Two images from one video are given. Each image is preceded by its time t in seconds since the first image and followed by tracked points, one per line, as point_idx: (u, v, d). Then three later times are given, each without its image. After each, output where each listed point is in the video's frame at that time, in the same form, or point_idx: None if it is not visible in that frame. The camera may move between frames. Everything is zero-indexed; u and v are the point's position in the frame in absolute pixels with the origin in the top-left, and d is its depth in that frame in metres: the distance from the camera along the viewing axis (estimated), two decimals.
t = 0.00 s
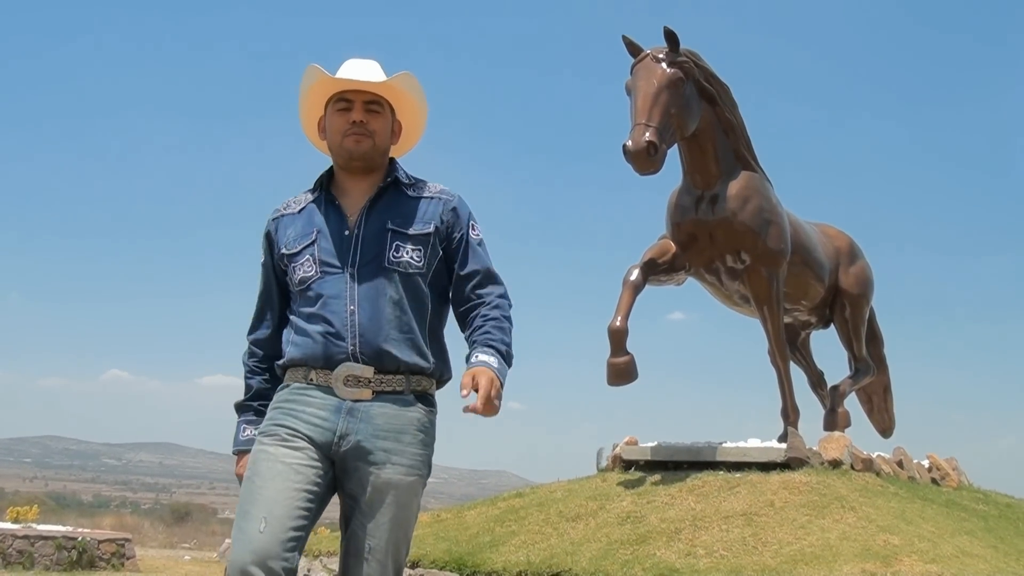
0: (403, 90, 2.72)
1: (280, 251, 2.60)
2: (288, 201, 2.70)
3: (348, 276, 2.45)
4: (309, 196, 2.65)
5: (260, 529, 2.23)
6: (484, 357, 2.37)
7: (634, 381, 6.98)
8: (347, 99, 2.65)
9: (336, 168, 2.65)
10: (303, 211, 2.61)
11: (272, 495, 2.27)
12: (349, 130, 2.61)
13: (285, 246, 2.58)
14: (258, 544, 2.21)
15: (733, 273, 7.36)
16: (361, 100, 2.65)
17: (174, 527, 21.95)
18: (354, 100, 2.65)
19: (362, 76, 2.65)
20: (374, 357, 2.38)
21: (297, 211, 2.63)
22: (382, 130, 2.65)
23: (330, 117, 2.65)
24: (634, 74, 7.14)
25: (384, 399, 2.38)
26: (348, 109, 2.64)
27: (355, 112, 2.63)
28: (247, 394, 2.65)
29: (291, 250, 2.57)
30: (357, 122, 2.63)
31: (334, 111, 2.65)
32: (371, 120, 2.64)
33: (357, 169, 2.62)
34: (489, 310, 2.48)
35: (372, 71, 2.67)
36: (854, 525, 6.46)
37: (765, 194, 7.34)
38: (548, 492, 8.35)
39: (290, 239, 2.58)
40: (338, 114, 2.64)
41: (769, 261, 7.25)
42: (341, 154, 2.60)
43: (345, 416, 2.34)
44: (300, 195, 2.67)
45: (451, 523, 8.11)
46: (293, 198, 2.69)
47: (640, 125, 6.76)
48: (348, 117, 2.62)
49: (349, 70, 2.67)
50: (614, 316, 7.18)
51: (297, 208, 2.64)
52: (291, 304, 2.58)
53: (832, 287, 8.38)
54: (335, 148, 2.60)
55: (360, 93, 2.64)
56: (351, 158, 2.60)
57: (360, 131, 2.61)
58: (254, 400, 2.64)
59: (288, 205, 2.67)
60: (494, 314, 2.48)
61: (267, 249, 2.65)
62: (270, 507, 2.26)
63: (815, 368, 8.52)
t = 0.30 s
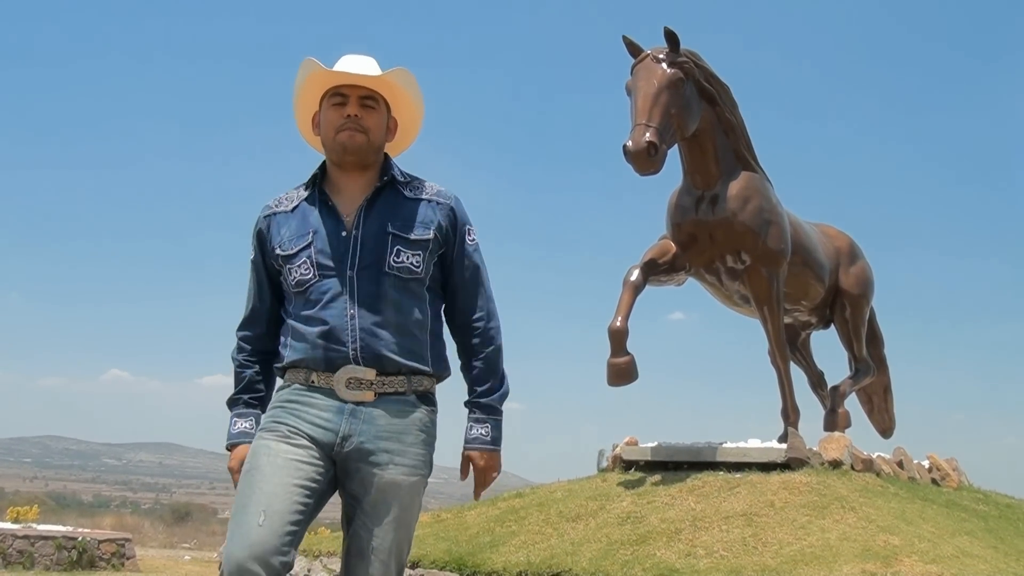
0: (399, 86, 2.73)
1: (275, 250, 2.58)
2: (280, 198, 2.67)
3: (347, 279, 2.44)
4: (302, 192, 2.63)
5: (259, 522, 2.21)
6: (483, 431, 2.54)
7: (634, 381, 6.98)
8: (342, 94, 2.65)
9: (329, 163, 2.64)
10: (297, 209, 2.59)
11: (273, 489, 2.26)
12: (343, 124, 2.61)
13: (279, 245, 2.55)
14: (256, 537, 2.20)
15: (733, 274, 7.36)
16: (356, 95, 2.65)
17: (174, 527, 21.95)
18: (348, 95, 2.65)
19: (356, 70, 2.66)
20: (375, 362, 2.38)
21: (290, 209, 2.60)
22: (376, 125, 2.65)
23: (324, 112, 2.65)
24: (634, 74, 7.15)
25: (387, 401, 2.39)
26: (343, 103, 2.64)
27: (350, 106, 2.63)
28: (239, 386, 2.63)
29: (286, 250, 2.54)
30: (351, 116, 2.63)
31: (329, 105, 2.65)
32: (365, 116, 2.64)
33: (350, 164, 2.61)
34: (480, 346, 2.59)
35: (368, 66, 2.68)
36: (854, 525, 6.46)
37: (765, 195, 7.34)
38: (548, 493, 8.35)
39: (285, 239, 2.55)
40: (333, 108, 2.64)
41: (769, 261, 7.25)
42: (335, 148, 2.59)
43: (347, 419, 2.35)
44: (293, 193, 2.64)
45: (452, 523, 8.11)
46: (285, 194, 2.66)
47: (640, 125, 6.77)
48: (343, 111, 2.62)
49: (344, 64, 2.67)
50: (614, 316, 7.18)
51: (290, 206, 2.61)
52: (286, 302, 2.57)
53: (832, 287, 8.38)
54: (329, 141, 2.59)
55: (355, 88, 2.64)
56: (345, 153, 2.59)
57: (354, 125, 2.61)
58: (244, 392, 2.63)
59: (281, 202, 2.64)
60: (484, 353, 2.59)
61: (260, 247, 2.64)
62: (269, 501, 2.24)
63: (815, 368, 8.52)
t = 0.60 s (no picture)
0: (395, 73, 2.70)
1: (266, 235, 2.47)
2: (268, 181, 2.56)
3: (352, 272, 2.41)
4: (297, 176, 2.56)
5: (261, 549, 2.22)
6: (480, 427, 2.56)
7: (634, 380, 6.98)
8: (337, 82, 2.62)
9: (323, 152, 2.60)
10: (293, 195, 2.50)
11: (271, 512, 2.25)
12: (338, 114, 2.58)
13: (276, 230, 2.45)
14: (260, 568, 2.22)
15: (733, 273, 7.36)
16: (352, 83, 2.61)
17: (174, 527, 21.96)
18: (343, 83, 2.62)
19: (349, 58, 2.62)
20: (377, 358, 2.39)
21: (285, 194, 2.51)
22: (372, 114, 2.62)
23: (319, 100, 2.62)
24: (633, 74, 7.14)
25: (382, 401, 2.39)
26: (339, 92, 2.61)
27: (346, 95, 2.60)
28: (215, 384, 2.48)
29: (282, 236, 2.45)
30: (347, 105, 2.60)
31: (324, 94, 2.62)
32: (361, 104, 2.60)
33: (347, 154, 2.58)
34: (469, 341, 2.63)
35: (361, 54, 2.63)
36: (855, 525, 6.46)
37: (764, 194, 7.34)
38: (549, 492, 8.35)
39: (281, 226, 2.46)
40: (328, 97, 2.61)
41: (769, 260, 7.26)
42: (331, 136, 2.56)
43: (347, 420, 2.34)
44: (284, 177, 2.56)
45: (452, 523, 8.11)
46: (274, 178, 2.56)
47: (640, 124, 6.77)
48: (338, 100, 2.59)
49: (337, 52, 2.64)
50: (614, 315, 7.18)
51: (285, 190, 2.52)
52: (272, 290, 2.47)
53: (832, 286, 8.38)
54: (324, 131, 2.56)
55: (350, 76, 2.61)
56: (341, 142, 2.57)
57: (350, 115, 2.58)
58: (220, 389, 2.48)
59: (272, 186, 2.54)
60: (474, 348, 2.63)
61: (245, 233, 2.49)
62: (269, 525, 2.24)
63: (815, 367, 8.52)
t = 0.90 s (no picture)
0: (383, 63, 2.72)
1: (248, 226, 2.45)
2: (250, 173, 2.54)
3: (343, 267, 2.43)
4: (281, 169, 2.54)
5: (252, 556, 2.22)
6: (470, 396, 2.52)
7: (634, 381, 6.98)
8: (325, 72, 2.63)
9: (308, 144, 2.61)
10: (278, 189, 2.49)
11: (261, 517, 2.25)
12: (328, 105, 2.59)
13: (262, 224, 2.43)
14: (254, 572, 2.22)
15: (733, 273, 7.37)
16: (341, 73, 2.62)
17: (174, 527, 21.96)
18: (332, 73, 2.62)
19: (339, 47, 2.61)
20: (363, 355, 2.40)
21: (269, 186, 2.50)
22: (361, 106, 2.63)
23: (307, 90, 2.63)
24: (633, 74, 7.14)
25: (367, 395, 2.40)
26: (327, 82, 2.62)
27: (334, 85, 2.61)
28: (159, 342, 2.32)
29: (269, 230, 2.43)
30: (335, 96, 2.61)
31: (312, 83, 2.62)
32: (350, 95, 2.61)
33: (334, 148, 2.60)
34: (451, 323, 2.65)
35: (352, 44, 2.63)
36: (854, 525, 6.47)
37: (764, 194, 7.34)
38: (548, 492, 8.34)
39: (268, 218, 2.44)
40: (316, 86, 2.62)
41: (769, 260, 7.26)
42: (317, 129, 2.57)
43: (334, 416, 2.34)
44: (268, 171, 2.54)
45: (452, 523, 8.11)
46: (257, 171, 2.54)
47: (640, 125, 6.77)
48: (327, 90, 2.60)
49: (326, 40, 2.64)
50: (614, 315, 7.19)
51: (269, 184, 2.50)
52: (253, 283, 2.44)
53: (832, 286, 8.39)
54: (311, 123, 2.57)
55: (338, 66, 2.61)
56: (327, 136, 2.58)
57: (338, 106, 2.59)
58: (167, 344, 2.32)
59: (255, 179, 2.52)
60: (456, 329, 2.64)
61: (222, 222, 2.45)
62: (259, 531, 2.24)
63: (815, 367, 8.52)
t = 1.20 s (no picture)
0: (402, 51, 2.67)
1: (272, 199, 2.46)
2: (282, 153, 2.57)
3: (359, 255, 2.39)
4: (305, 159, 2.55)
5: (260, 559, 2.24)
6: (456, 385, 2.44)
7: (634, 382, 6.99)
8: (344, 64, 2.59)
9: (332, 137, 2.60)
10: (303, 171, 2.50)
11: (271, 519, 2.25)
12: (347, 97, 2.55)
13: (284, 196, 2.44)
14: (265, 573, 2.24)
15: (732, 275, 7.38)
16: (359, 64, 2.58)
17: (174, 528, 21.97)
18: (351, 65, 2.58)
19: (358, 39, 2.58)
20: (379, 347, 2.35)
21: (296, 167, 2.52)
22: (382, 96, 2.59)
23: (326, 83, 2.59)
24: (633, 75, 7.15)
25: (385, 390, 2.36)
26: (346, 74, 2.58)
27: (353, 77, 2.57)
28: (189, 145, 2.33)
29: (292, 205, 2.43)
30: (355, 88, 2.57)
31: (331, 76, 2.59)
32: (370, 87, 2.57)
33: (358, 139, 2.58)
34: (476, 312, 2.60)
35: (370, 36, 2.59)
36: (855, 526, 6.47)
37: (763, 196, 7.35)
38: (548, 494, 8.34)
39: (290, 196, 2.45)
40: (335, 79, 2.58)
41: (768, 262, 7.27)
42: (339, 123, 2.55)
43: (347, 414, 2.32)
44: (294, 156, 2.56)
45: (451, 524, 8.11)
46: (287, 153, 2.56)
47: (640, 126, 6.77)
48: (345, 83, 2.56)
49: (343, 32, 2.59)
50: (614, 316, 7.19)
51: (296, 164, 2.52)
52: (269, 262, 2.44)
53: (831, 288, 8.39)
54: (333, 117, 2.54)
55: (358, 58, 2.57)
56: (350, 128, 2.55)
57: (359, 98, 2.56)
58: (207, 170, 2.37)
59: (284, 157, 2.54)
60: (479, 320, 2.59)
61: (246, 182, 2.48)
62: (270, 531, 2.25)
63: (814, 368, 8.53)
